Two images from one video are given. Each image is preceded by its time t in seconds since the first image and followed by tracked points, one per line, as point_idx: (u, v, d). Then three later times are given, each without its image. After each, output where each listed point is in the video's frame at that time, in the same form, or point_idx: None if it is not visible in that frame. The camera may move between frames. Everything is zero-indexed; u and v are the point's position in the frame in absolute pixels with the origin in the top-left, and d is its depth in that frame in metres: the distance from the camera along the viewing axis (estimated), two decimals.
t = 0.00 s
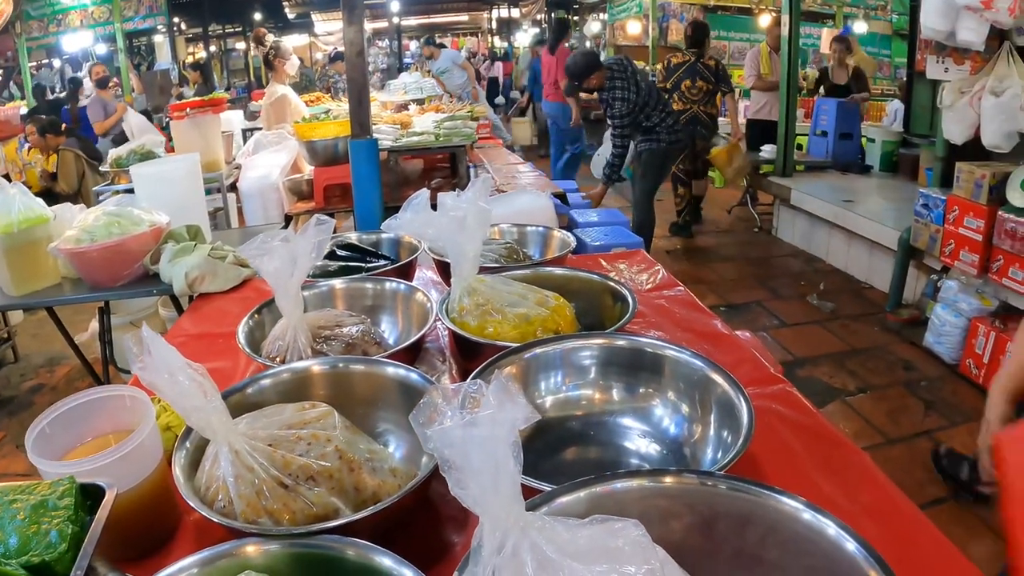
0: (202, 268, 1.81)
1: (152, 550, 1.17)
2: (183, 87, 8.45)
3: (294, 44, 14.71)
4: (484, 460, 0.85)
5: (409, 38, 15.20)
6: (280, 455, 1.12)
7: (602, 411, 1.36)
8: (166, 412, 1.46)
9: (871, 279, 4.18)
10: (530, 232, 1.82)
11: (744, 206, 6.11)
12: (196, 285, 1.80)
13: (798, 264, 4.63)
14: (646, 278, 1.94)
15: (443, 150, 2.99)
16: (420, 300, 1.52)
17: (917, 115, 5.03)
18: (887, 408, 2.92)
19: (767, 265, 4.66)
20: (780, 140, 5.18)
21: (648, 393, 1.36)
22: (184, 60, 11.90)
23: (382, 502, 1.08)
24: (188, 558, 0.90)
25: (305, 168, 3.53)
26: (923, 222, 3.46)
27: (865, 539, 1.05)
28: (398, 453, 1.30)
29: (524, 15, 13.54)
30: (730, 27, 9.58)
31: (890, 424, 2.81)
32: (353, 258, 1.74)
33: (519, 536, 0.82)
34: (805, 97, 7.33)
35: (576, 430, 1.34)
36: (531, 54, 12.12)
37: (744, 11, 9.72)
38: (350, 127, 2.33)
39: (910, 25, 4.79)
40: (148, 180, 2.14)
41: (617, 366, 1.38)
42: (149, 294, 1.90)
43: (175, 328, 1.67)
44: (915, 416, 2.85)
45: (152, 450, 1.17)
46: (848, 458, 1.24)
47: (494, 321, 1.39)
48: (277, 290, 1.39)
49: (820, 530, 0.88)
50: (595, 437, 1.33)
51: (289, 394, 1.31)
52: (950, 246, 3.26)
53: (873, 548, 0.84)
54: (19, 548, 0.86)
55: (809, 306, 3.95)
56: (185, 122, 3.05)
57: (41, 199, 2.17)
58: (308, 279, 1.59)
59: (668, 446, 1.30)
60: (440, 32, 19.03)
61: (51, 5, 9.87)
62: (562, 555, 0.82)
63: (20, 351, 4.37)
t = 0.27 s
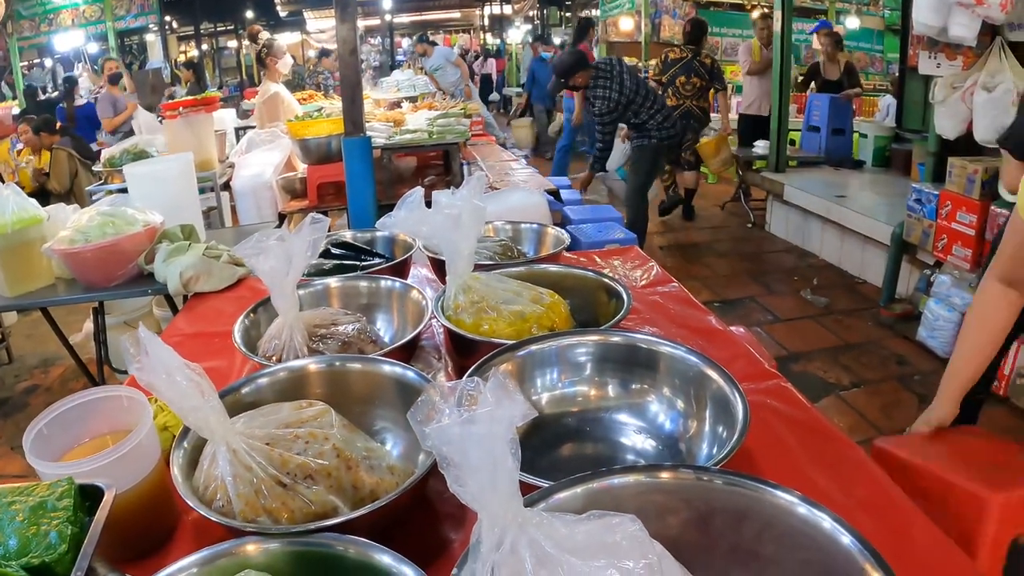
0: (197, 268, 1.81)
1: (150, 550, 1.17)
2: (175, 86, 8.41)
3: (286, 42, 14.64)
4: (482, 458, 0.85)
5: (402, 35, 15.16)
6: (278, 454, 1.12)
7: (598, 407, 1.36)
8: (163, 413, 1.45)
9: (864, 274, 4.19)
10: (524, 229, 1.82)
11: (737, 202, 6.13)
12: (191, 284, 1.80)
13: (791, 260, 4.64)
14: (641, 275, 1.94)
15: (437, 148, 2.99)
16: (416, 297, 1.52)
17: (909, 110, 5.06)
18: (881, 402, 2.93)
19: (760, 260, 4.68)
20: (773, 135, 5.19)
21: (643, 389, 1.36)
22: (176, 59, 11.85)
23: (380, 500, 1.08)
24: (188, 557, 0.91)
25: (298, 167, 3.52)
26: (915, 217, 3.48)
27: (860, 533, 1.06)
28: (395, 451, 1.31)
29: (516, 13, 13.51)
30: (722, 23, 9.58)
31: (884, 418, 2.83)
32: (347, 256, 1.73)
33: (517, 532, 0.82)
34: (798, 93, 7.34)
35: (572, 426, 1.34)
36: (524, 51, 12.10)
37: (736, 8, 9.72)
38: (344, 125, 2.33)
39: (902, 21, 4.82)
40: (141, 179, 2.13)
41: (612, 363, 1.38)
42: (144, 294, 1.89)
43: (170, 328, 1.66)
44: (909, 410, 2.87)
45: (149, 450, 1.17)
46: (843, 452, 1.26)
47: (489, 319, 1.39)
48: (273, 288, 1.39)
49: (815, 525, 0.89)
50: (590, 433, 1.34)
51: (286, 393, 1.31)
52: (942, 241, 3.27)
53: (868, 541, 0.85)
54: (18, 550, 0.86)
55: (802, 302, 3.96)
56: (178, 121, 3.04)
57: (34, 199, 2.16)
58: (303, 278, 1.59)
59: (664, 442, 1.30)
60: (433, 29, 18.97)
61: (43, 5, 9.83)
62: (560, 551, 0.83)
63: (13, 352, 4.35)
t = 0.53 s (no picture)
0: (189, 268, 1.80)
1: (145, 551, 1.17)
2: (167, 85, 8.38)
3: (277, 40, 14.59)
4: (475, 456, 0.85)
5: (395, 33, 15.12)
6: (272, 453, 1.12)
7: (591, 403, 1.36)
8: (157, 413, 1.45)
9: (857, 268, 4.21)
10: (516, 226, 1.82)
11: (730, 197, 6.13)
12: (184, 284, 1.79)
13: (784, 255, 4.65)
14: (633, 270, 1.94)
15: (429, 145, 2.99)
16: (408, 295, 1.51)
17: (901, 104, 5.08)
18: (875, 397, 2.95)
19: (754, 255, 4.68)
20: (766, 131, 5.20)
21: (636, 385, 1.36)
22: (168, 58, 11.81)
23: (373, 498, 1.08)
24: (183, 557, 0.91)
25: (290, 165, 3.51)
26: (908, 212, 3.49)
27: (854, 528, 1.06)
28: (388, 449, 1.30)
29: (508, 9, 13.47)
30: (714, 18, 9.56)
31: (878, 412, 2.84)
32: (340, 254, 1.73)
33: (511, 529, 0.82)
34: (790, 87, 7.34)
35: (565, 422, 1.34)
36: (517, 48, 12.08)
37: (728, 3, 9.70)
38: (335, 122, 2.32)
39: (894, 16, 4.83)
40: (133, 179, 2.12)
41: (605, 359, 1.39)
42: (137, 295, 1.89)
43: (163, 328, 1.66)
44: (903, 404, 2.89)
45: (143, 450, 1.17)
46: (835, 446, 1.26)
47: (482, 316, 1.39)
48: (265, 287, 1.39)
49: (808, 519, 0.90)
50: (584, 429, 1.34)
51: (279, 392, 1.31)
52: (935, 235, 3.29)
53: (860, 535, 0.86)
54: (13, 552, 0.86)
55: (795, 296, 3.97)
56: (169, 121, 3.03)
57: (25, 200, 2.16)
58: (295, 276, 1.58)
59: (657, 437, 1.30)
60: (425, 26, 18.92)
61: (33, 5, 9.77)
62: (554, 547, 0.83)
63: (6, 354, 4.34)
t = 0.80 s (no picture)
0: (182, 267, 1.80)
1: (141, 551, 1.17)
2: (160, 83, 8.36)
3: (269, 38, 14.53)
4: (469, 452, 0.85)
5: (386, 30, 15.07)
6: (267, 451, 1.12)
7: (585, 399, 1.36)
8: (150, 412, 1.44)
9: (850, 263, 4.22)
10: (509, 222, 1.82)
11: (723, 193, 6.14)
12: (178, 283, 1.79)
13: (778, 250, 4.67)
14: (626, 266, 1.95)
15: (422, 142, 2.99)
16: (402, 292, 1.51)
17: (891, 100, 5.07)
18: (869, 391, 2.96)
19: (747, 251, 4.70)
20: (758, 126, 5.21)
21: (629, 380, 1.36)
22: (159, 57, 11.74)
23: (368, 495, 1.08)
24: (179, 556, 0.90)
25: (283, 164, 3.50)
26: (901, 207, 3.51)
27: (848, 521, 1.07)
28: (382, 447, 1.29)
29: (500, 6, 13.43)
30: (706, 14, 9.51)
31: (872, 407, 2.85)
32: (333, 252, 1.73)
33: (505, 525, 0.83)
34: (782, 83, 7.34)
35: (559, 418, 1.34)
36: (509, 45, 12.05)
37: None
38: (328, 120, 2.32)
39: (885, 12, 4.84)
40: (125, 179, 2.12)
41: (598, 355, 1.38)
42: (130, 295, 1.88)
43: (157, 328, 1.65)
44: (897, 398, 2.90)
45: (138, 450, 1.17)
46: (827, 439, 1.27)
47: (475, 312, 1.38)
48: (259, 286, 1.38)
49: (803, 513, 0.90)
50: (578, 425, 1.33)
51: (274, 390, 1.30)
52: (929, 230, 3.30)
53: (854, 528, 0.86)
54: (8, 552, 0.86)
55: (788, 291, 3.98)
56: (161, 120, 3.02)
57: (18, 201, 2.15)
58: (289, 274, 1.57)
59: (651, 433, 1.30)
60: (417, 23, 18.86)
61: (24, 4, 9.71)
62: (549, 542, 0.83)
63: None
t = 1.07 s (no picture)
0: (176, 267, 1.80)
1: (137, 550, 1.17)
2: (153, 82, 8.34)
3: (261, 36, 14.47)
4: (462, 449, 0.84)
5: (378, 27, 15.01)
6: (262, 449, 1.11)
7: (578, 395, 1.34)
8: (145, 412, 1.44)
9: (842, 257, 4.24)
10: (502, 219, 1.82)
11: (716, 188, 6.15)
12: (171, 282, 1.79)
13: (771, 245, 4.68)
14: (620, 263, 1.96)
15: (414, 140, 2.99)
16: (395, 290, 1.50)
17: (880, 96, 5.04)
18: (862, 385, 2.98)
19: (740, 246, 4.71)
20: (751, 122, 5.21)
21: (622, 375, 1.33)
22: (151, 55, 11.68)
23: (362, 492, 1.08)
24: (175, 555, 0.90)
25: (276, 162, 3.49)
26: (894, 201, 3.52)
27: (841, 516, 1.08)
28: (377, 444, 1.27)
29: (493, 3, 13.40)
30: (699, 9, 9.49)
31: (865, 400, 2.87)
32: (326, 250, 1.72)
33: (499, 520, 0.83)
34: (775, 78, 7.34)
35: (553, 414, 1.32)
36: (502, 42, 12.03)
37: None
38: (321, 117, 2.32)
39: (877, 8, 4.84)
40: (118, 178, 2.11)
41: (591, 350, 1.36)
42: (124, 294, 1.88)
43: (151, 327, 1.65)
44: (890, 392, 2.92)
45: (134, 449, 1.17)
46: (819, 433, 1.28)
47: (469, 310, 1.37)
48: (253, 284, 1.35)
49: (795, 506, 0.91)
50: (572, 421, 1.31)
51: (267, 389, 1.28)
52: (921, 224, 3.31)
53: (846, 521, 0.86)
54: (5, 553, 0.86)
55: (781, 286, 4.00)
56: (153, 119, 3.01)
57: (10, 201, 2.15)
58: (282, 273, 1.56)
59: (645, 428, 1.28)
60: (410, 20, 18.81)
61: (14, 3, 9.66)
62: (543, 537, 0.84)
63: None
